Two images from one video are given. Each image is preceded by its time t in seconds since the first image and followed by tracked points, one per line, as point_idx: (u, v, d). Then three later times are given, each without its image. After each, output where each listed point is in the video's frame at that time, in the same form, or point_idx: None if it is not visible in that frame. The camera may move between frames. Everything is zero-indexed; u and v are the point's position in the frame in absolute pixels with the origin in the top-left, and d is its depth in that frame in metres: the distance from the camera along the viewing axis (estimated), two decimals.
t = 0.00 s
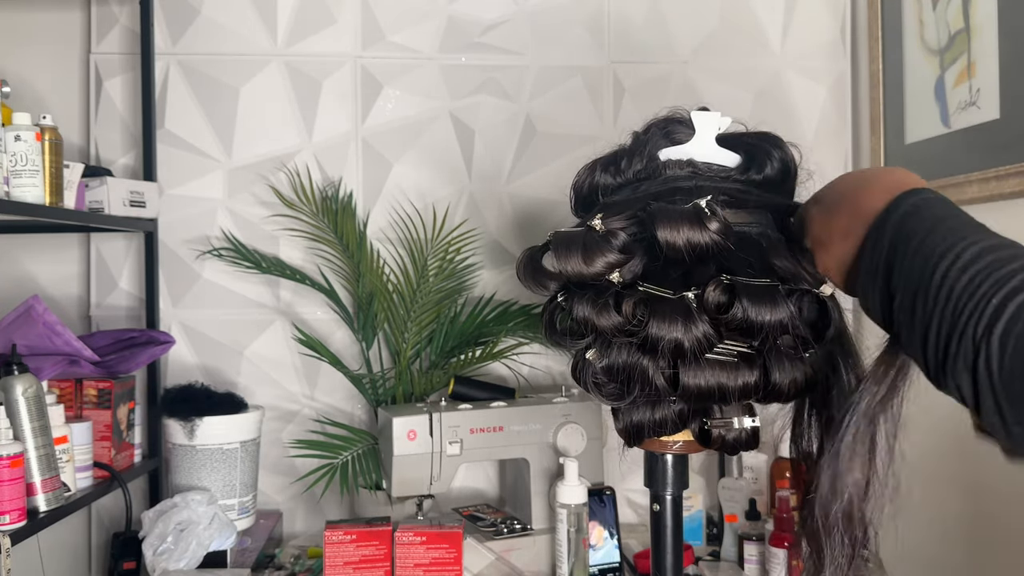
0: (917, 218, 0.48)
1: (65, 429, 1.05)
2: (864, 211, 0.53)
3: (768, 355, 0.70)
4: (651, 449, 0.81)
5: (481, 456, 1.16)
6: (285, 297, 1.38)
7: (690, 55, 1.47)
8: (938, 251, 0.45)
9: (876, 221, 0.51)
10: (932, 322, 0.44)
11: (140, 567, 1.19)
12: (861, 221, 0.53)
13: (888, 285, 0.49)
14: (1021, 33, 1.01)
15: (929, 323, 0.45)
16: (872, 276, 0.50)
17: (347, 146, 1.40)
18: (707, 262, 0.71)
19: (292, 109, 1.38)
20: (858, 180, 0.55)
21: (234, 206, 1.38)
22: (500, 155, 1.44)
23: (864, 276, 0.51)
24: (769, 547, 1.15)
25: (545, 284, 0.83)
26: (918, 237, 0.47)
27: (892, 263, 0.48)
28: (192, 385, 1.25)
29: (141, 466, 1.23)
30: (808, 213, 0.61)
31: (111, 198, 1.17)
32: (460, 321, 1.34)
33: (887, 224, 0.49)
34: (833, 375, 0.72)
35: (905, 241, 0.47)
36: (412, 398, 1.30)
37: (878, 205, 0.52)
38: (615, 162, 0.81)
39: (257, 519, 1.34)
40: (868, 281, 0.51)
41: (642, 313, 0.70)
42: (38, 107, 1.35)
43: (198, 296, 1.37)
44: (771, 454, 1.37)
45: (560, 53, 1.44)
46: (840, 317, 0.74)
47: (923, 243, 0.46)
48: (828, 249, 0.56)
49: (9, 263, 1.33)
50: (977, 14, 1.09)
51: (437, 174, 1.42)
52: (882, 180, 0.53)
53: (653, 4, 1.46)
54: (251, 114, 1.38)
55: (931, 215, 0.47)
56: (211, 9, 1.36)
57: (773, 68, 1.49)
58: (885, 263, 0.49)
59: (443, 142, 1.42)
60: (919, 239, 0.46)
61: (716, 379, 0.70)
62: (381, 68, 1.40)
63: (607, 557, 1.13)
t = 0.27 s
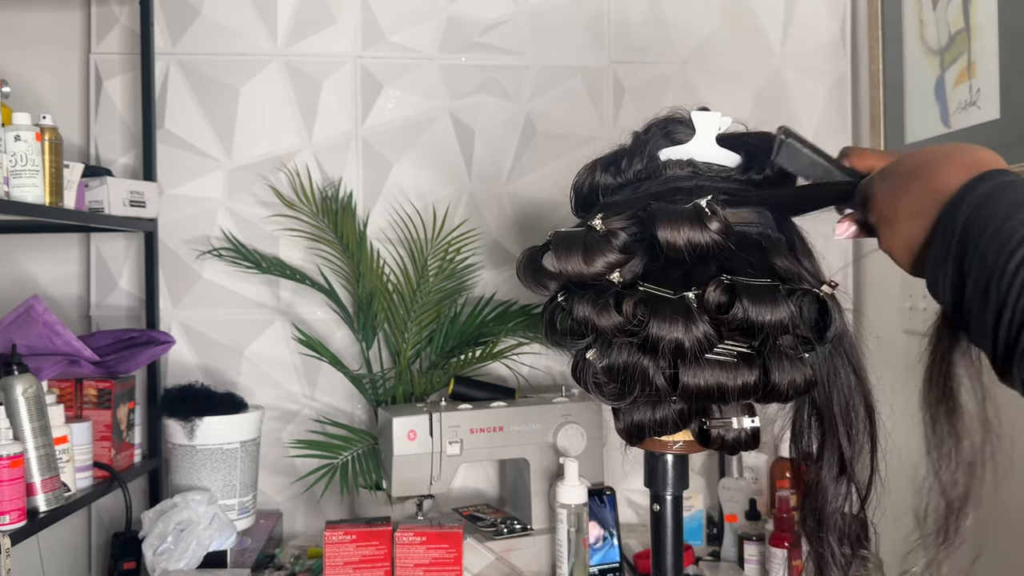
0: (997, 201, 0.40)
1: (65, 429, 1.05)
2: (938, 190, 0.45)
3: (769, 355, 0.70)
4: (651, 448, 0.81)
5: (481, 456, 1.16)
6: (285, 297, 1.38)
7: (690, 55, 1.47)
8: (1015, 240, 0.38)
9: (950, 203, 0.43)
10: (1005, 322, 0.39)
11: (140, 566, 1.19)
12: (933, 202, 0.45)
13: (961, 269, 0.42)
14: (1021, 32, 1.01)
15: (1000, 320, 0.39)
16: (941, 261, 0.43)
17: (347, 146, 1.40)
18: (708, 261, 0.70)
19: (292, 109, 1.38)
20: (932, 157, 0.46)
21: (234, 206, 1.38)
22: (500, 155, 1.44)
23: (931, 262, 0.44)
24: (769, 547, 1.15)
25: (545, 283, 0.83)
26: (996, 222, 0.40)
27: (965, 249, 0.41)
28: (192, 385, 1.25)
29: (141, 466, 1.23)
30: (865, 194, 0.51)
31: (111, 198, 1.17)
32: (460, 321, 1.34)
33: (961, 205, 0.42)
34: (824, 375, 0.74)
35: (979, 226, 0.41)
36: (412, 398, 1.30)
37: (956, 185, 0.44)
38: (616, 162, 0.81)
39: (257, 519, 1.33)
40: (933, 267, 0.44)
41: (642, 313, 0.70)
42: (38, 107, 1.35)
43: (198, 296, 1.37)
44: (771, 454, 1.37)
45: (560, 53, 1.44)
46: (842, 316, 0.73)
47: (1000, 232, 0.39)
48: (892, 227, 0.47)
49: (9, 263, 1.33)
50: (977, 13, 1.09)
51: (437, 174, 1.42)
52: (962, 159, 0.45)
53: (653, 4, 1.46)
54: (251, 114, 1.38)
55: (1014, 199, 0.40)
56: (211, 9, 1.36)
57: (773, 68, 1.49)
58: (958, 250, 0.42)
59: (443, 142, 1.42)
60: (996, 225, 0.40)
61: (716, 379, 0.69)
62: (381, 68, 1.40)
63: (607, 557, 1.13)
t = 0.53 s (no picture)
0: None
1: (65, 429, 1.05)
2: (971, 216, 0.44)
3: (775, 356, 0.69)
4: (655, 449, 0.81)
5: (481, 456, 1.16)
6: (285, 297, 1.38)
7: (690, 55, 1.47)
8: None
9: (980, 229, 0.43)
10: None
11: (140, 566, 1.19)
12: (962, 227, 0.44)
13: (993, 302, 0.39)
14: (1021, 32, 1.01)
15: None
16: (970, 294, 0.41)
17: (347, 146, 1.39)
18: (715, 261, 0.69)
19: (292, 109, 1.38)
20: (964, 176, 0.46)
21: (234, 206, 1.38)
22: (500, 155, 1.44)
23: (958, 292, 0.42)
24: (769, 547, 1.15)
25: (550, 282, 0.82)
26: None
27: (994, 280, 0.39)
28: (192, 385, 1.25)
29: (141, 466, 1.22)
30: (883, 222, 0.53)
31: (111, 198, 1.17)
32: (460, 321, 1.34)
33: (992, 231, 0.41)
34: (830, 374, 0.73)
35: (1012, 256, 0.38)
36: (412, 398, 1.30)
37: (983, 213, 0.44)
38: (622, 161, 0.81)
39: (257, 519, 1.34)
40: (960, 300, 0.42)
41: (648, 313, 0.69)
42: (38, 107, 1.35)
43: (198, 296, 1.37)
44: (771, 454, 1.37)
45: (560, 52, 1.44)
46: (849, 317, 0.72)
47: None
48: (917, 250, 0.47)
49: (9, 263, 1.33)
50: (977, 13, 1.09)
51: (437, 174, 1.42)
52: (991, 175, 0.45)
53: (653, 4, 1.46)
54: (251, 114, 1.38)
55: None
56: (211, 8, 1.36)
57: (773, 68, 1.49)
58: (987, 282, 0.40)
59: (443, 142, 1.42)
60: None
61: (722, 380, 0.68)
62: (381, 68, 1.40)
63: (607, 557, 1.13)
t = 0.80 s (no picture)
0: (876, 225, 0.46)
1: (65, 429, 1.05)
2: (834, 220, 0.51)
3: (805, 357, 0.69)
4: (676, 448, 0.80)
5: (481, 456, 1.16)
6: (285, 297, 1.38)
7: (690, 55, 1.47)
8: (903, 254, 0.43)
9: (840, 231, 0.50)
10: (905, 326, 0.42)
11: (140, 566, 1.19)
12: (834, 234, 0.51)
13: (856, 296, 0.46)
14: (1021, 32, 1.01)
15: (904, 325, 0.42)
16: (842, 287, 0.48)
17: (347, 146, 1.39)
18: (744, 261, 0.68)
19: (292, 109, 1.38)
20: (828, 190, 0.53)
21: (234, 206, 1.38)
22: (501, 155, 1.44)
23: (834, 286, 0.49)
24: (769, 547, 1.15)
25: (573, 280, 0.80)
26: (877, 245, 0.44)
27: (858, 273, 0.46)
28: (192, 385, 1.25)
29: (141, 466, 1.23)
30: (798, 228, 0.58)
31: (111, 198, 1.17)
32: (460, 321, 1.34)
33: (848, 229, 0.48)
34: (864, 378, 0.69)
35: (867, 249, 0.45)
36: (412, 398, 1.30)
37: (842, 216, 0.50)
38: (648, 158, 0.80)
39: (257, 519, 1.34)
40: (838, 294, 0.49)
41: (676, 312, 0.69)
42: (38, 107, 1.35)
43: (198, 296, 1.37)
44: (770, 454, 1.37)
45: (560, 52, 1.44)
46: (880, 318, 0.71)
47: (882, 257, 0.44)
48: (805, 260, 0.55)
49: (9, 263, 1.33)
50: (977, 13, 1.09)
51: (438, 174, 1.42)
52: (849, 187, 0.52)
53: (653, 4, 1.46)
54: (251, 114, 1.38)
55: (890, 221, 0.45)
56: (210, 8, 1.36)
57: (774, 68, 1.49)
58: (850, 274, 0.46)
59: (443, 141, 1.42)
60: (878, 245, 0.44)
61: (751, 381, 0.69)
62: (381, 68, 1.40)
63: (607, 557, 1.13)
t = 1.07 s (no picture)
0: (857, 207, 0.50)
1: (65, 429, 1.05)
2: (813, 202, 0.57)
3: (810, 358, 0.69)
4: (680, 448, 0.80)
5: (481, 456, 1.16)
6: (285, 297, 1.38)
7: (690, 55, 1.47)
8: (881, 232, 0.47)
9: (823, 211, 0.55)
10: (883, 300, 0.45)
11: (140, 566, 1.19)
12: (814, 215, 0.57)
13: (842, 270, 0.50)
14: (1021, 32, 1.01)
15: (882, 299, 0.45)
16: (828, 265, 0.52)
17: (347, 146, 1.39)
18: (750, 261, 0.68)
19: (292, 109, 1.38)
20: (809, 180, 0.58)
21: (234, 206, 1.38)
22: (501, 155, 1.44)
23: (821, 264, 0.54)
24: (769, 547, 1.15)
25: (578, 279, 0.80)
26: (857, 226, 0.49)
27: (841, 252, 0.50)
28: (192, 385, 1.25)
29: (141, 466, 1.23)
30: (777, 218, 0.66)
31: (111, 198, 1.17)
32: (460, 321, 1.34)
33: (831, 209, 0.53)
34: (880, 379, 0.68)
35: (850, 230, 0.49)
36: (412, 398, 1.30)
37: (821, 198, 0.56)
38: (654, 157, 0.81)
39: (257, 519, 1.34)
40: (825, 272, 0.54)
41: (682, 313, 0.69)
42: (38, 107, 1.35)
43: (198, 296, 1.37)
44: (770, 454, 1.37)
45: (560, 52, 1.44)
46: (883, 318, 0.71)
47: (861, 233, 0.48)
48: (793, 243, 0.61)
49: (9, 263, 1.33)
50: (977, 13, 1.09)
51: (438, 174, 1.42)
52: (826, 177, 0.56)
53: (654, 4, 1.46)
54: (251, 114, 1.38)
55: (869, 203, 0.50)
56: (210, 8, 1.36)
57: (774, 68, 1.49)
58: (836, 251, 0.51)
59: (443, 141, 1.42)
60: (856, 225, 0.49)
61: (756, 382, 0.68)
62: (380, 67, 1.40)
63: (607, 557, 1.13)
